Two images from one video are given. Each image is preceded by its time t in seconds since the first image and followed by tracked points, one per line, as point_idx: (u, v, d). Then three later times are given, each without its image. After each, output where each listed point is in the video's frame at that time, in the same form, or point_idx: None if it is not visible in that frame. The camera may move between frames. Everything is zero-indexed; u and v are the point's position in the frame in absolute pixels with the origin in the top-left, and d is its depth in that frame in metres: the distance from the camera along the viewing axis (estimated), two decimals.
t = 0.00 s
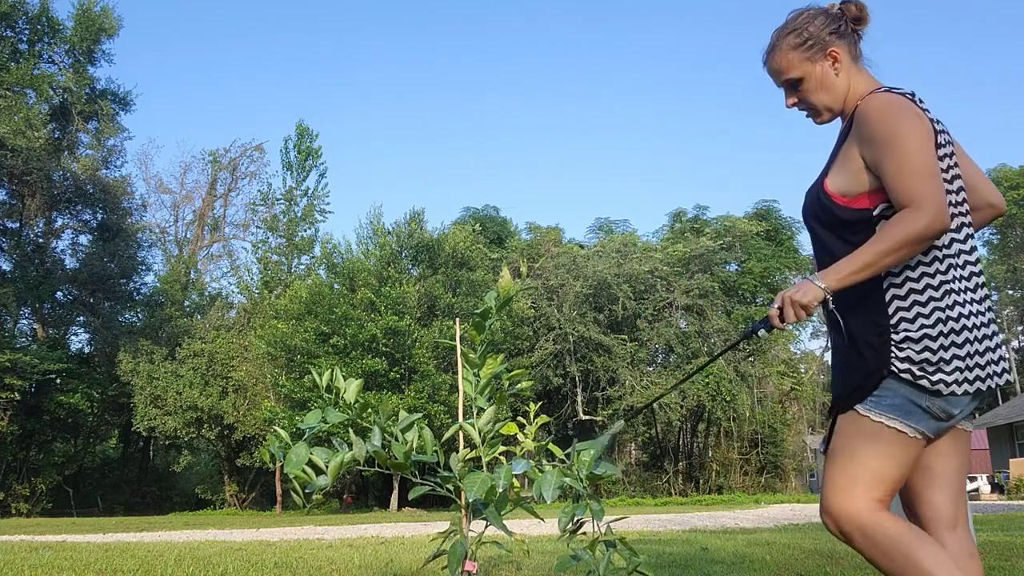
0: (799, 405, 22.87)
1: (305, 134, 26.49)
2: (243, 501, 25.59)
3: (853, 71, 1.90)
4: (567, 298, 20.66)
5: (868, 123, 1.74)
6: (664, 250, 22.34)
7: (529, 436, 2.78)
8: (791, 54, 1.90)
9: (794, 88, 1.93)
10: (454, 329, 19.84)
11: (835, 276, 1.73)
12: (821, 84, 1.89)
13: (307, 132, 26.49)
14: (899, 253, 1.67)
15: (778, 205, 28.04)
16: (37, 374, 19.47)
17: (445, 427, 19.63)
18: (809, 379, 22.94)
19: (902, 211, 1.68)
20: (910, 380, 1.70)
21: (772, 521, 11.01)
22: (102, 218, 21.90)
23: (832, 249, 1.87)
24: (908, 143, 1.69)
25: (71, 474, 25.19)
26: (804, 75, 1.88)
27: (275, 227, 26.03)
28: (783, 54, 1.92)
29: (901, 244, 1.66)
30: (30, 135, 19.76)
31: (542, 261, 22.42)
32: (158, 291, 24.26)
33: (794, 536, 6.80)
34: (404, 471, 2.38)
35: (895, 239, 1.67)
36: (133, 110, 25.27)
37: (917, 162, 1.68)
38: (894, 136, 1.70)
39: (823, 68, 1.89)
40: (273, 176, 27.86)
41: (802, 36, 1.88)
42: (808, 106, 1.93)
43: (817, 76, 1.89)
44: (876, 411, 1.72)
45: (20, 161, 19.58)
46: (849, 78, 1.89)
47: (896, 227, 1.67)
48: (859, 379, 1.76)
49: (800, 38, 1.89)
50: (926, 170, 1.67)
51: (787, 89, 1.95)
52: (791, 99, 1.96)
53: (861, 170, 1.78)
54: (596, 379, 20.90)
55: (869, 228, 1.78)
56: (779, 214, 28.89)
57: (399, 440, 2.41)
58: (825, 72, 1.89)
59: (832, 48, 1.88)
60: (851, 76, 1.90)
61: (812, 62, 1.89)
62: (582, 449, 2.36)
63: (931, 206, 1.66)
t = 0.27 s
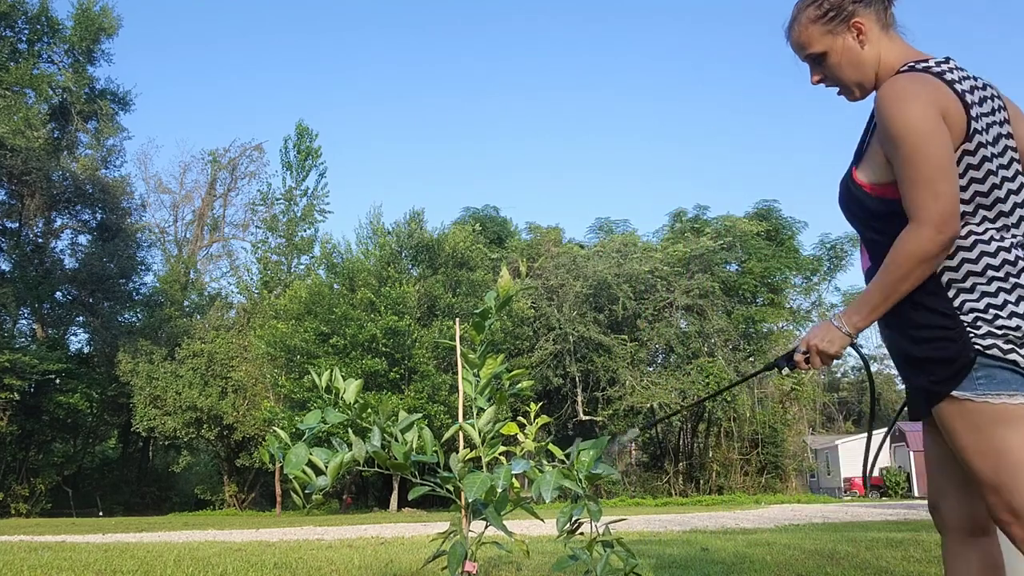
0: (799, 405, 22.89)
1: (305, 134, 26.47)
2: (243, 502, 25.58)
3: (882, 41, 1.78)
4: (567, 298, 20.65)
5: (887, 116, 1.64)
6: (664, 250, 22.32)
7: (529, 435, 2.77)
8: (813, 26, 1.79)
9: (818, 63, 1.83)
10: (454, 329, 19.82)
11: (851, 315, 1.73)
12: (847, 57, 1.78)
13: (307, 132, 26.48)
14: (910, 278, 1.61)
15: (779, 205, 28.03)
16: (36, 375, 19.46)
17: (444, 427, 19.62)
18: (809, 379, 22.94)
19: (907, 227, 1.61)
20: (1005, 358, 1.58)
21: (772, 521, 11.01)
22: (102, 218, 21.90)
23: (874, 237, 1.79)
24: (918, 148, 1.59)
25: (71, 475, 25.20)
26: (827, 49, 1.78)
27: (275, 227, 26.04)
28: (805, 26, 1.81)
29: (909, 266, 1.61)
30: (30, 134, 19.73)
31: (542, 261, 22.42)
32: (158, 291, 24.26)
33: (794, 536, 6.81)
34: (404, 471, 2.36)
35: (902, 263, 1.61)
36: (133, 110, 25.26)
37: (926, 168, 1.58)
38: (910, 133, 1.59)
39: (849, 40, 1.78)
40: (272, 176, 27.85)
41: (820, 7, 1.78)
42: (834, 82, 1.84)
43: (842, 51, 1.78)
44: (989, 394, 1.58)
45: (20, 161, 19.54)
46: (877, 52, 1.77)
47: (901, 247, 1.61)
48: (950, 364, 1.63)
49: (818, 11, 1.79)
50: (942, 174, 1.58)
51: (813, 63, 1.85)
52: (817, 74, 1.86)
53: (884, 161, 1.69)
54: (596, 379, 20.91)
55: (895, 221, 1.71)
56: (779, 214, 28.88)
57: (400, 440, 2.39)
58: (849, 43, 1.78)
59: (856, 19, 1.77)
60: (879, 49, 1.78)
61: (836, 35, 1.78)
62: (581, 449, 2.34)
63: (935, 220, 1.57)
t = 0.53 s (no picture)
0: (799, 405, 22.94)
1: (306, 134, 26.51)
2: (244, 501, 25.61)
3: (901, 22, 1.70)
4: (567, 298, 20.68)
5: (895, 99, 1.58)
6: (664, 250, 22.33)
7: (528, 436, 2.79)
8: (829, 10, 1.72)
9: (835, 49, 1.76)
10: (454, 329, 19.85)
11: (839, 307, 1.73)
12: (864, 40, 1.71)
13: (307, 132, 26.51)
14: (897, 270, 1.59)
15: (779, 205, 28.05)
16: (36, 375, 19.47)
17: (445, 427, 19.65)
18: (808, 379, 22.98)
19: (898, 217, 1.57)
20: None
21: (770, 520, 11.05)
22: (102, 218, 21.94)
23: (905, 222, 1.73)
24: (921, 133, 1.52)
25: (72, 474, 25.22)
26: (841, 34, 1.72)
27: (275, 227, 26.08)
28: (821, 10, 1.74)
29: (897, 258, 1.58)
30: (30, 135, 19.72)
31: (542, 261, 22.47)
32: (158, 291, 24.27)
33: (792, 535, 6.83)
34: (404, 471, 2.38)
35: (889, 255, 1.59)
36: (133, 110, 25.28)
37: (927, 156, 1.52)
38: (915, 118, 1.53)
39: (865, 23, 1.70)
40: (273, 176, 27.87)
41: None
42: (853, 66, 1.76)
43: (861, 33, 1.71)
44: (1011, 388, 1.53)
45: (20, 161, 19.53)
46: (895, 33, 1.70)
47: (889, 237, 1.59)
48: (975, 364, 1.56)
49: None
50: (946, 162, 1.51)
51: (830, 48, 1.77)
52: (835, 59, 1.79)
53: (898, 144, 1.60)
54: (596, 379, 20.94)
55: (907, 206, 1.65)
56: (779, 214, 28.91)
57: (399, 440, 2.41)
58: (866, 26, 1.70)
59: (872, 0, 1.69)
60: (899, 29, 1.70)
61: (851, 18, 1.71)
62: (581, 448, 2.36)
63: (926, 210, 1.53)
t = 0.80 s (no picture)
0: (799, 405, 22.96)
1: (306, 134, 26.50)
2: (244, 501, 25.62)
3: (908, 19, 1.65)
4: (567, 298, 20.69)
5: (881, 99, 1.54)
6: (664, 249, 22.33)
7: (529, 436, 2.79)
8: (833, 12, 1.68)
9: (845, 50, 1.72)
10: (454, 329, 19.86)
11: (813, 309, 1.74)
12: (872, 39, 1.67)
13: (307, 132, 26.51)
14: (864, 270, 1.59)
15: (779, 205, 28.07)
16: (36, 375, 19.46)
17: (445, 427, 19.66)
18: (808, 379, 22.98)
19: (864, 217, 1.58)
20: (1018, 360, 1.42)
21: (770, 520, 11.05)
22: (102, 218, 21.96)
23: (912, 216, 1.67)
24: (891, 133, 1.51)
25: (72, 474, 25.23)
26: (849, 35, 1.67)
27: (275, 227, 26.09)
28: (827, 13, 1.71)
29: (863, 257, 1.59)
30: (30, 135, 19.70)
31: (542, 261, 22.49)
32: (158, 291, 24.28)
33: (792, 535, 6.84)
34: (404, 471, 2.38)
35: (854, 256, 1.60)
36: (133, 110, 25.27)
37: (895, 156, 1.51)
38: (887, 119, 1.51)
39: (872, 22, 1.66)
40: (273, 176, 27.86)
41: None
42: (864, 66, 1.72)
43: (866, 33, 1.67)
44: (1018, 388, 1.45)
45: (20, 161, 19.51)
46: (903, 29, 1.65)
47: (856, 237, 1.59)
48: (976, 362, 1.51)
49: None
50: (917, 162, 1.49)
51: (841, 51, 1.73)
52: (846, 61, 1.74)
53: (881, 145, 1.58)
54: (596, 379, 20.94)
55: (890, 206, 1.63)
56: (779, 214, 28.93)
57: (399, 440, 2.41)
58: (873, 25, 1.66)
59: None
60: (907, 24, 1.65)
61: (856, 18, 1.66)
62: (581, 448, 2.36)
63: (889, 210, 1.53)
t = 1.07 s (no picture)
0: (799, 405, 22.95)
1: (306, 134, 26.50)
2: (244, 501, 25.62)
3: (899, 44, 1.70)
4: (567, 298, 20.69)
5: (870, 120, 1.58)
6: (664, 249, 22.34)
7: (529, 435, 2.79)
8: (830, 43, 1.75)
9: (845, 78, 1.78)
10: (454, 329, 19.87)
11: (811, 317, 1.77)
12: (867, 66, 1.72)
13: (307, 132, 26.50)
14: (861, 284, 1.61)
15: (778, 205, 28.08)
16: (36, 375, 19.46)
17: (445, 427, 19.67)
18: (808, 379, 22.98)
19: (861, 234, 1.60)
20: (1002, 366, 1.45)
21: (770, 520, 11.05)
22: (102, 218, 21.97)
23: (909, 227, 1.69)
24: (883, 153, 1.54)
25: (72, 474, 25.23)
26: (846, 64, 1.74)
27: (275, 227, 26.08)
28: (824, 46, 1.78)
29: (860, 271, 1.61)
30: (30, 135, 19.69)
31: (542, 261, 22.51)
32: (158, 291, 24.28)
33: (792, 535, 6.84)
34: (404, 471, 2.38)
35: (853, 271, 1.62)
36: (133, 110, 25.27)
37: (889, 176, 1.54)
38: (877, 139, 1.54)
39: (868, 49, 1.72)
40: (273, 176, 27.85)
41: (831, 24, 1.75)
42: (863, 91, 1.77)
43: (861, 61, 1.73)
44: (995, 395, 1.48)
45: (20, 161, 19.51)
46: (897, 53, 1.70)
47: (854, 252, 1.61)
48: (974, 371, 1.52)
49: (829, 28, 1.75)
50: (906, 183, 1.52)
51: (842, 80, 1.79)
52: (846, 89, 1.80)
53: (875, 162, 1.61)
54: (596, 378, 20.95)
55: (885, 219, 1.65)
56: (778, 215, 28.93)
57: (400, 440, 2.41)
58: (868, 53, 1.72)
59: (870, 26, 1.71)
60: (901, 49, 1.70)
61: (851, 47, 1.73)
62: (581, 449, 2.36)
63: (884, 228, 1.55)
